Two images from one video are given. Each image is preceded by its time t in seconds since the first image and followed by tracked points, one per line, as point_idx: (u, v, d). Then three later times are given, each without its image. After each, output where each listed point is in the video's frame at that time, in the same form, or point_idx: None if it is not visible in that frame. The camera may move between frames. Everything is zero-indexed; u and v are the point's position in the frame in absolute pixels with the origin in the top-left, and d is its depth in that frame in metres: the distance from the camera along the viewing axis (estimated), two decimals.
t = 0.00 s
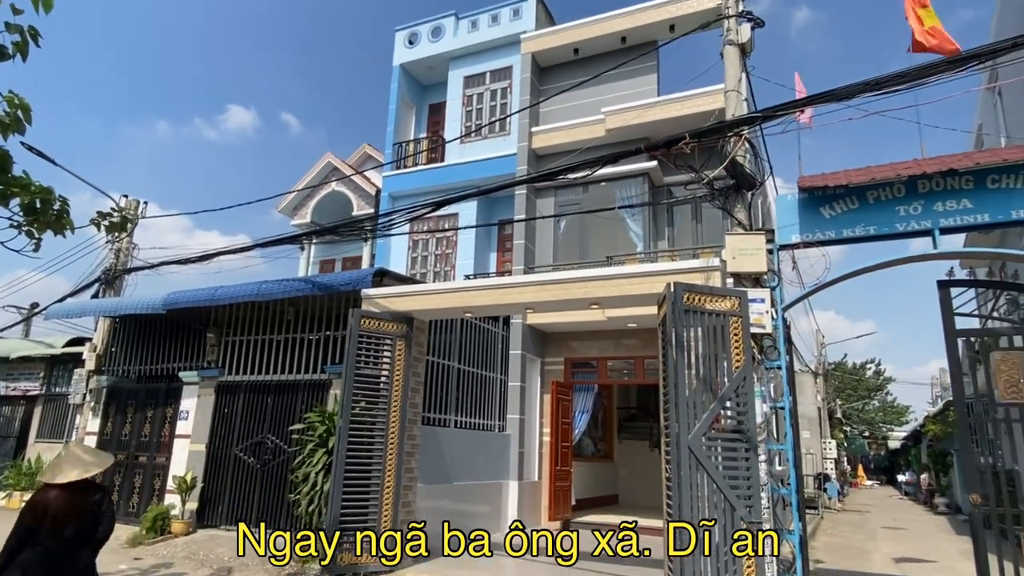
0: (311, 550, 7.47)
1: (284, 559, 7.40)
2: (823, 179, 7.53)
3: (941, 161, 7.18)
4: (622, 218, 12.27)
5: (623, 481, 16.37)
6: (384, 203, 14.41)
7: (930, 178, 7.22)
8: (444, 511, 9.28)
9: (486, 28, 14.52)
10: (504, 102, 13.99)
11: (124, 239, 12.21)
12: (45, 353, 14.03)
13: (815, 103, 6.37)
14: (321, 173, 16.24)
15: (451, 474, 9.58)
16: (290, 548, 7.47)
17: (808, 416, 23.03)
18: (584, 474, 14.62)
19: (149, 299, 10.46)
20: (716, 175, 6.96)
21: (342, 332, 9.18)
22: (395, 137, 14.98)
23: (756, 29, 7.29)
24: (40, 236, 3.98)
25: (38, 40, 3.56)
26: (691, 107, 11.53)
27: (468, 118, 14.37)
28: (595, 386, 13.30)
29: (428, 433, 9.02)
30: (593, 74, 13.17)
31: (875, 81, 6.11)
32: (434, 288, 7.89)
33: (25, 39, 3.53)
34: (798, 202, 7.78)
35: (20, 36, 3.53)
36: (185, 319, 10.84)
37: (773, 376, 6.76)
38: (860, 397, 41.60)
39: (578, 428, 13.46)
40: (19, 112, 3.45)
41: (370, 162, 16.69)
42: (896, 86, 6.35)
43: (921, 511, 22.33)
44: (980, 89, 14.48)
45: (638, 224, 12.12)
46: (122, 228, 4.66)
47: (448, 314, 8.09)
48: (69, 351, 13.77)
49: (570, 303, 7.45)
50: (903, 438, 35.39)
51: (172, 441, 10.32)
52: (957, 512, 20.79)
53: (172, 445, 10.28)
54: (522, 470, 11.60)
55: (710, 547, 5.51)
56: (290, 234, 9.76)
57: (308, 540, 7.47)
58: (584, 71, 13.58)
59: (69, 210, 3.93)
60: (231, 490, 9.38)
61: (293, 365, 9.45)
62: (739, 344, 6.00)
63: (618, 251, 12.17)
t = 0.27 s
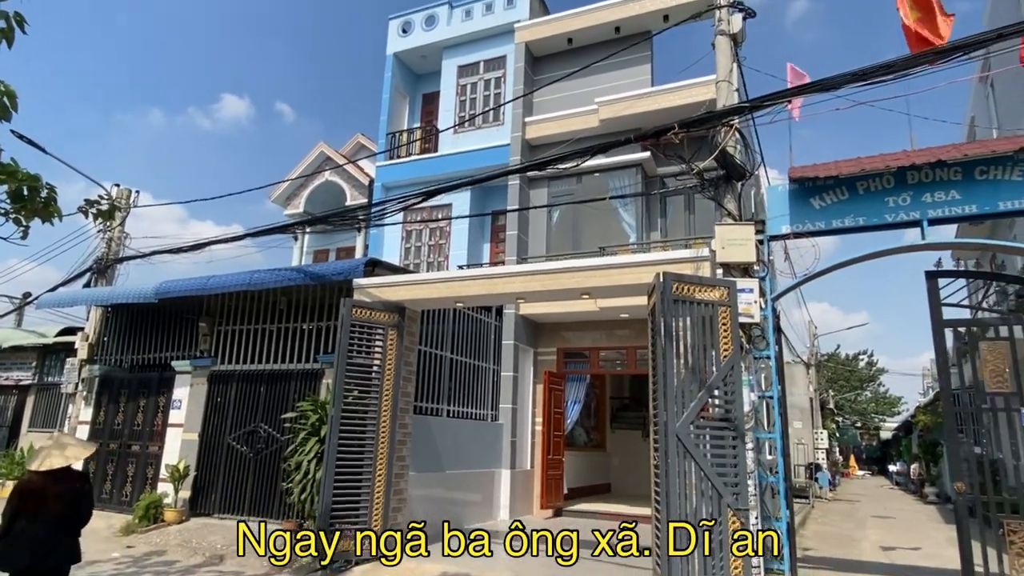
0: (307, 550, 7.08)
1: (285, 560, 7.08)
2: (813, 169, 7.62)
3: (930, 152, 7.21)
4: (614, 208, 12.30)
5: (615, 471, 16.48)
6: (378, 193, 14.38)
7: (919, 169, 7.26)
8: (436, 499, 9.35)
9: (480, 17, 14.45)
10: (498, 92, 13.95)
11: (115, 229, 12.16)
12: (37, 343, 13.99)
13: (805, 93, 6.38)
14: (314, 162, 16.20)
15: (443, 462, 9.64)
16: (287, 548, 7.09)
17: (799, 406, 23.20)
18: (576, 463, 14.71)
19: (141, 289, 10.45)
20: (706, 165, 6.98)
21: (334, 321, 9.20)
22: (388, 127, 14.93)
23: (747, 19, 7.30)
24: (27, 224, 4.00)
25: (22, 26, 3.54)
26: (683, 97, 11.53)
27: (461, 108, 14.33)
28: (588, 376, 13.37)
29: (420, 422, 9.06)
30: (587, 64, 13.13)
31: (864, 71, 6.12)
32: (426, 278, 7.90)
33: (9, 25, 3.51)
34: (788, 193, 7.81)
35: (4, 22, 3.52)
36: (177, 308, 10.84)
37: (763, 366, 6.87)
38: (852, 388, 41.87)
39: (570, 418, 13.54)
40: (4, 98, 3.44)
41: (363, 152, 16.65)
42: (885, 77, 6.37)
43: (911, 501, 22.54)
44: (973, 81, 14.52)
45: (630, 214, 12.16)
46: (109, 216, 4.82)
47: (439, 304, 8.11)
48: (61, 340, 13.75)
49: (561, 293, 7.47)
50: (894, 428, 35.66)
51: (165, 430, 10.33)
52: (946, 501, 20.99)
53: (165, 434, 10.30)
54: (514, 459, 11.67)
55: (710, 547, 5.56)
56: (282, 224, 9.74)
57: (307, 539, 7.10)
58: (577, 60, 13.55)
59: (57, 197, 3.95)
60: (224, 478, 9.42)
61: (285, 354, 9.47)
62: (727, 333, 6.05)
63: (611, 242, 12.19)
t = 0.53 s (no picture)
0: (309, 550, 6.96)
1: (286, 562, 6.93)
2: (804, 159, 7.63)
3: (921, 142, 7.23)
4: (607, 198, 12.30)
5: (608, 459, 16.57)
6: (371, 181, 14.34)
7: (910, 159, 7.28)
8: (429, 487, 9.41)
9: (474, 5, 14.36)
10: (492, 80, 13.89)
11: (106, 216, 12.09)
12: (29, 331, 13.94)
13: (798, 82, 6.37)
14: (307, 151, 16.13)
15: (435, 449, 9.69)
16: (286, 551, 6.97)
17: (791, 395, 23.36)
18: (569, 452, 14.79)
19: (133, 277, 10.42)
20: (698, 155, 6.99)
21: (326, 310, 9.20)
22: (381, 115, 14.86)
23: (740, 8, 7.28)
24: (15, 210, 3.99)
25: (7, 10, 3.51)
26: (677, 86, 11.52)
27: (455, 96, 14.26)
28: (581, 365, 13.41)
29: (412, 411, 9.09)
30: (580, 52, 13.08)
31: (856, 61, 6.12)
32: (418, 267, 7.89)
33: None
34: (780, 182, 7.84)
35: None
36: (169, 296, 10.81)
37: (754, 354, 7.07)
38: (844, 378, 42.15)
39: (563, 407, 13.58)
40: None
41: (357, 140, 16.57)
42: (875, 67, 6.38)
43: (901, 489, 22.75)
44: (967, 72, 14.53)
45: (623, 204, 12.15)
46: (97, 203, 4.80)
47: (432, 293, 8.11)
48: (53, 329, 13.70)
49: (553, 281, 7.48)
50: (886, 418, 35.94)
51: (157, 418, 10.34)
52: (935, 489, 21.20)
53: (157, 422, 10.31)
54: (506, 447, 11.73)
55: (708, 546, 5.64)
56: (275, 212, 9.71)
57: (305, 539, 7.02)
58: (571, 49, 13.51)
59: (44, 183, 3.93)
60: (217, 466, 9.44)
61: (278, 343, 9.47)
62: (717, 322, 6.08)
63: (604, 231, 12.19)
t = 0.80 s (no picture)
0: (307, 548, 6.61)
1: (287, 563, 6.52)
2: (797, 150, 7.65)
3: (912, 134, 7.24)
4: (601, 188, 12.31)
5: (601, 448, 16.67)
6: (364, 170, 14.29)
7: (902, 150, 7.30)
8: (422, 476, 9.47)
9: None
10: (486, 69, 13.83)
11: (98, 205, 12.02)
12: (20, 320, 13.89)
13: (791, 73, 6.37)
14: (300, 139, 16.05)
15: (428, 438, 9.73)
16: (285, 550, 6.53)
17: (783, 385, 23.54)
18: (562, 441, 14.88)
19: (125, 266, 10.38)
20: (690, 146, 7.00)
21: (319, 299, 9.19)
22: (375, 103, 14.78)
23: None
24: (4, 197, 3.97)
25: None
26: (671, 76, 11.49)
27: (449, 85, 14.19)
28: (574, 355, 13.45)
29: (405, 400, 9.12)
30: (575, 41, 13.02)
31: (849, 52, 6.13)
32: (410, 256, 7.87)
33: None
34: (772, 173, 7.86)
35: None
36: (162, 285, 10.78)
37: (745, 345, 7.14)
38: (836, 368, 42.45)
39: (556, 396, 13.61)
40: None
41: (350, 129, 16.50)
42: (868, 58, 6.39)
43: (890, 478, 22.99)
44: (961, 63, 14.55)
45: (617, 194, 12.18)
46: (87, 191, 4.78)
47: (425, 282, 8.10)
48: (45, 318, 13.65)
49: (546, 272, 7.49)
50: (876, 407, 36.23)
51: (150, 407, 10.34)
52: (924, 478, 21.42)
53: (150, 411, 10.31)
54: (500, 437, 11.80)
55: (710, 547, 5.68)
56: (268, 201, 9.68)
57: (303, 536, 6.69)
58: (566, 38, 13.45)
59: (32, 170, 3.91)
60: (210, 455, 9.46)
61: (271, 332, 9.47)
62: (708, 312, 6.12)
63: (597, 221, 12.20)
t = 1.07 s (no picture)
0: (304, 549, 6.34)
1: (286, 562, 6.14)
2: (791, 141, 7.65)
3: (906, 125, 7.25)
4: (596, 178, 12.29)
5: (595, 438, 16.75)
6: (359, 159, 14.23)
7: (896, 142, 7.31)
8: (417, 465, 9.52)
9: None
10: (481, 58, 13.76)
11: (91, 193, 11.96)
12: (14, 309, 13.83)
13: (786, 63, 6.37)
14: (294, 128, 15.97)
15: (423, 427, 9.77)
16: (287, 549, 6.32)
17: (776, 375, 23.68)
18: (557, 430, 14.95)
19: (118, 254, 10.34)
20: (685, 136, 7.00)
21: (313, 289, 9.19)
22: (369, 92, 14.70)
23: None
24: None
25: None
26: (667, 66, 11.45)
27: (444, 73, 14.11)
28: (569, 345, 13.48)
29: (400, 390, 9.15)
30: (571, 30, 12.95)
31: (844, 42, 6.12)
32: (404, 246, 7.86)
33: None
34: (766, 164, 7.87)
35: None
36: (156, 274, 10.74)
37: (738, 335, 7.20)
38: (830, 358, 42.69)
39: (550, 386, 13.67)
40: None
41: (345, 117, 16.41)
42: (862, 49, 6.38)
43: (882, 467, 23.18)
44: (957, 53, 14.54)
45: (612, 184, 12.15)
46: (79, 179, 4.75)
47: (419, 272, 8.09)
48: (38, 307, 13.60)
49: (540, 262, 7.49)
50: (869, 397, 36.47)
51: (145, 396, 10.33)
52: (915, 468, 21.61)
53: (145, 400, 10.31)
54: (494, 426, 11.84)
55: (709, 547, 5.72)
56: (262, 190, 9.65)
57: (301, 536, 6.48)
58: (562, 27, 13.39)
59: (23, 158, 3.89)
60: (204, 444, 9.47)
61: (265, 322, 9.47)
62: (701, 303, 6.15)
63: (592, 211, 12.20)
